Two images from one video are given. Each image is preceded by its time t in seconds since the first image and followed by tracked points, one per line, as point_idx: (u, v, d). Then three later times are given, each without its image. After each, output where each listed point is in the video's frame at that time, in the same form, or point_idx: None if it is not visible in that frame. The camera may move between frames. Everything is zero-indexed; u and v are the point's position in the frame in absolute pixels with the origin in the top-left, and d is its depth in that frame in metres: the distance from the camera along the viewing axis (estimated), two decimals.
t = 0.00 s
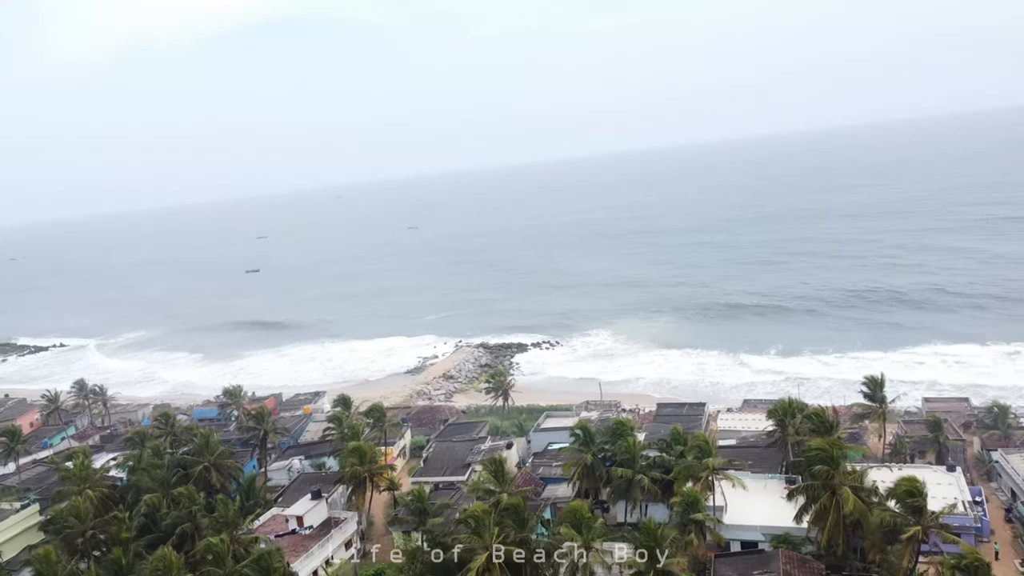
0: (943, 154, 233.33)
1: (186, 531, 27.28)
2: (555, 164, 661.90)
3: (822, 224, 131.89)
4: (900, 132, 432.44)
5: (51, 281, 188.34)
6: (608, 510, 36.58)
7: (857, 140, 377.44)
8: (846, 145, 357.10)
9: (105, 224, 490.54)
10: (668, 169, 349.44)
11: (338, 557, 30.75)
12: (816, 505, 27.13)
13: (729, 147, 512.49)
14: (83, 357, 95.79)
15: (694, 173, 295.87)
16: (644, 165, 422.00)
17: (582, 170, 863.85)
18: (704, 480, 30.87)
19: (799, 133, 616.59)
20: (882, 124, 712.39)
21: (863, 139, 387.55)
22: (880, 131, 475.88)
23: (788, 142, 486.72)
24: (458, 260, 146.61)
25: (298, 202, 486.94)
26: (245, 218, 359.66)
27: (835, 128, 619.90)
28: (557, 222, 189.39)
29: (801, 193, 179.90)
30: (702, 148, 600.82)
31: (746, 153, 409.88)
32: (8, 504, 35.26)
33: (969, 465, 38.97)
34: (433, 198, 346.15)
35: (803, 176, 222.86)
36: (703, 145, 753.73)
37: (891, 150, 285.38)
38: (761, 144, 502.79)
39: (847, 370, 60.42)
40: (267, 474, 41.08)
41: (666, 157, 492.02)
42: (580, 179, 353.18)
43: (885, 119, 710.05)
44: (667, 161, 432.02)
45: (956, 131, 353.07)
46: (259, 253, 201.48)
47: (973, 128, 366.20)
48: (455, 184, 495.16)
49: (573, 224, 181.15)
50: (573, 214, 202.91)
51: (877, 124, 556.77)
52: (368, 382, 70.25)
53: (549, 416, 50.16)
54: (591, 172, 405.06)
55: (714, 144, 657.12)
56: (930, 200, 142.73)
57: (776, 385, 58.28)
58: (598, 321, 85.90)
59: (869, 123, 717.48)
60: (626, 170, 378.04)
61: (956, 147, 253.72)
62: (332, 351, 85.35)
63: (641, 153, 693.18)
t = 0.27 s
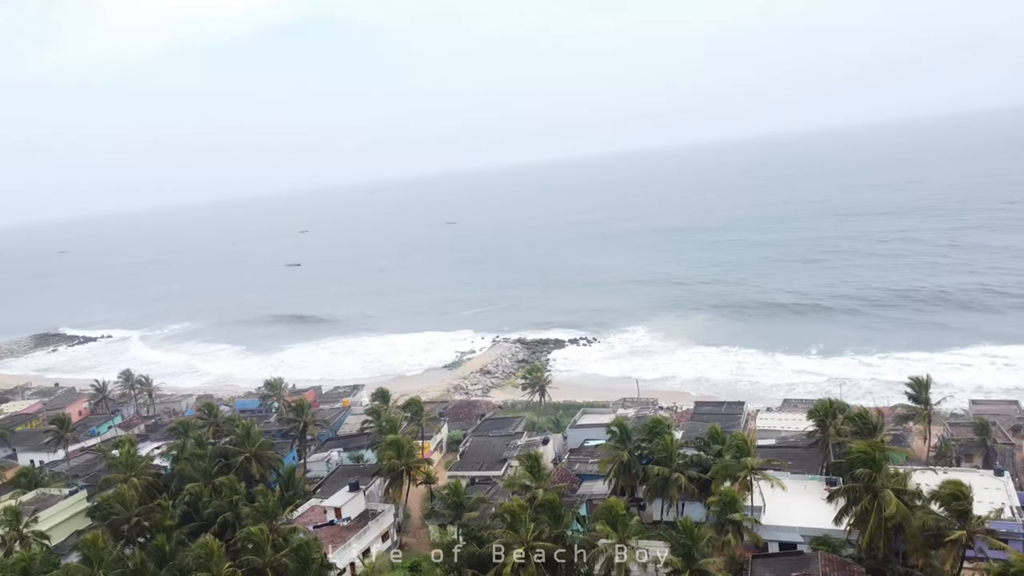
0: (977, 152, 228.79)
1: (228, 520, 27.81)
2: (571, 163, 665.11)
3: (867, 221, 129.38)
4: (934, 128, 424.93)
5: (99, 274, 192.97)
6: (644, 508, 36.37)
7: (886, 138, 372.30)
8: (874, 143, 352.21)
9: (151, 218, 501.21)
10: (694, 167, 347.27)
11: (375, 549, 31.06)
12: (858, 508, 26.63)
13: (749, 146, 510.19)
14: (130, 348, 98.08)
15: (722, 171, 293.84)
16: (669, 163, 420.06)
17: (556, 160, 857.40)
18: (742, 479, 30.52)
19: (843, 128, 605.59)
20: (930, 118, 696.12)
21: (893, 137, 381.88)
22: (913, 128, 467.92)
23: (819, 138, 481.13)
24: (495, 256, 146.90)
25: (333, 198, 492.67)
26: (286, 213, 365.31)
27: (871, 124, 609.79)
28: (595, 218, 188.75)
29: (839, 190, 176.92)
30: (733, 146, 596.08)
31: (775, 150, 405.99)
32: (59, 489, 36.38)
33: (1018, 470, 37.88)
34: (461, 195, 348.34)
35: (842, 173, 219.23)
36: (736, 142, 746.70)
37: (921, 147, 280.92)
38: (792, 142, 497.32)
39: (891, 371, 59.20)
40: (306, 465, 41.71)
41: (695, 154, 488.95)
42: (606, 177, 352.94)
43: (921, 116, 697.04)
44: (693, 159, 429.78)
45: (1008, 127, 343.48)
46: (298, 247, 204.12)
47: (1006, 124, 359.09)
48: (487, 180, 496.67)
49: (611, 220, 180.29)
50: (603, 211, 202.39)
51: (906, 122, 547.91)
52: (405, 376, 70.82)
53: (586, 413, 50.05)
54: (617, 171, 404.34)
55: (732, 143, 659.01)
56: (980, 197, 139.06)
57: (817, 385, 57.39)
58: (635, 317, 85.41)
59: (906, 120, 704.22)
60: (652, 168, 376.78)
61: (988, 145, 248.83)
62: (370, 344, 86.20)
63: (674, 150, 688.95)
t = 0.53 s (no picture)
0: (981, 152, 227.98)
1: (259, 512, 28.18)
2: (565, 163, 664.72)
3: (903, 219, 127.31)
4: (934, 129, 423.33)
5: (129, 269, 195.63)
6: (672, 507, 36.18)
7: (881, 139, 371.75)
8: (869, 143, 351.65)
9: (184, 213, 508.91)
10: (691, 168, 347.60)
11: (404, 542, 31.31)
12: (890, 510, 26.25)
13: (767, 144, 508.14)
14: (163, 342, 99.55)
15: (721, 171, 294.03)
16: (668, 162, 420.76)
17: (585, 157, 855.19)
18: (772, 480, 30.24)
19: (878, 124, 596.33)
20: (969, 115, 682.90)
21: (890, 138, 381.09)
22: (913, 128, 465.79)
23: (820, 139, 479.66)
24: (524, 252, 147.10)
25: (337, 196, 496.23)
26: (286, 212, 367.90)
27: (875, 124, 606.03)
28: (625, 214, 188.02)
29: (860, 188, 175.37)
30: (739, 145, 594.65)
31: (778, 150, 405.05)
32: (95, 479, 37.16)
33: None
34: (462, 194, 349.98)
35: (862, 171, 217.30)
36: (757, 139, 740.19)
37: (914, 148, 280.86)
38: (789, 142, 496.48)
39: (926, 372, 58.31)
40: (336, 459, 42.18)
41: (693, 154, 488.69)
42: (601, 177, 353.83)
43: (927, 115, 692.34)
44: (693, 159, 430.20)
45: None
46: (325, 243, 205.64)
47: (1001, 126, 357.99)
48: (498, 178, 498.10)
49: (641, 217, 179.37)
50: (610, 210, 202.18)
51: (908, 123, 544.51)
52: (434, 371, 71.11)
53: (614, 410, 49.89)
54: (613, 171, 404.54)
55: (748, 141, 654.66)
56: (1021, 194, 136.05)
57: (850, 386, 56.68)
58: (665, 315, 84.90)
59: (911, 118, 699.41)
60: (648, 169, 377.23)
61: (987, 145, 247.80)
62: (400, 339, 86.74)
63: (682, 149, 687.29)
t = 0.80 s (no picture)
0: (983, 152, 226.61)
1: (283, 505, 28.45)
2: (561, 163, 663.47)
3: (931, 216, 125.64)
4: (934, 129, 420.79)
5: (152, 264, 197.54)
6: (695, 506, 36.03)
7: (894, 137, 368.40)
8: (867, 144, 349.60)
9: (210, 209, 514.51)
10: (689, 168, 346.46)
11: (426, 537, 31.47)
12: (916, 512, 25.95)
13: (793, 141, 503.51)
14: (189, 336, 100.76)
15: (719, 172, 292.71)
16: (663, 164, 418.91)
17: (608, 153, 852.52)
18: (796, 479, 29.96)
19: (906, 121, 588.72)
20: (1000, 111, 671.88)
21: (892, 137, 378.77)
22: (912, 129, 463.15)
23: (823, 139, 476.09)
24: (546, 249, 147.13)
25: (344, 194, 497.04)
26: (291, 211, 368.17)
27: (878, 125, 601.08)
28: (648, 211, 187.26)
29: (875, 186, 173.98)
30: (742, 145, 591.39)
31: (803, 147, 401.50)
32: (123, 470, 37.76)
33: None
34: (462, 193, 349.57)
35: (882, 168, 215.33)
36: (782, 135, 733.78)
37: (909, 149, 279.56)
38: (789, 143, 494.41)
39: (955, 372, 57.52)
40: (360, 453, 42.48)
41: (704, 153, 486.74)
42: (604, 177, 352.72)
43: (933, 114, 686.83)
44: (690, 160, 429.32)
45: None
46: (345, 239, 206.45)
47: (998, 127, 355.51)
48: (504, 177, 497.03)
49: (665, 214, 178.63)
50: (615, 210, 201.35)
51: (911, 124, 540.19)
52: (457, 367, 71.30)
53: (636, 407, 49.71)
54: (624, 170, 403.68)
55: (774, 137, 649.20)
56: None
57: (876, 385, 56.08)
58: (689, 312, 84.44)
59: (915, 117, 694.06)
60: (646, 170, 375.79)
61: (987, 145, 246.41)
62: (423, 335, 87.10)
63: (706, 146, 683.16)
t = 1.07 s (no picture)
0: (980, 152, 226.06)
1: (305, 499, 28.67)
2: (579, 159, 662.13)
3: (958, 214, 123.99)
4: (933, 129, 419.09)
5: (174, 260, 199.38)
6: (716, 505, 35.87)
7: (920, 133, 364.13)
8: (865, 143, 348.98)
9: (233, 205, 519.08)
10: (688, 167, 345.85)
11: (446, 533, 31.58)
12: (942, 514, 25.59)
13: (816, 138, 498.95)
14: (213, 331, 101.70)
15: (720, 171, 291.95)
16: (663, 163, 418.88)
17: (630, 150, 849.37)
18: (819, 479, 29.67)
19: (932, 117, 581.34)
20: None
21: (917, 134, 374.46)
22: (913, 128, 461.64)
23: (848, 136, 471.37)
24: (567, 246, 146.95)
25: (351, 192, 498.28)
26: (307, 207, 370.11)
27: (881, 125, 599.02)
28: (670, 209, 186.42)
29: (890, 185, 172.66)
30: (746, 143, 589.32)
31: (826, 144, 397.83)
32: (149, 462, 38.27)
33: None
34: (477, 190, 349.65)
35: (907, 165, 212.80)
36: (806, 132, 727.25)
37: (907, 148, 279.10)
38: (804, 140, 491.26)
39: (983, 373, 56.69)
40: (381, 448, 42.71)
41: (726, 150, 483.69)
42: (625, 174, 351.50)
43: (938, 113, 683.04)
44: (690, 159, 428.76)
45: None
46: (364, 236, 207.14)
47: (997, 127, 353.84)
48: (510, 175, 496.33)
49: (686, 211, 177.77)
50: (623, 208, 200.76)
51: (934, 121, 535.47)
52: (478, 363, 71.38)
53: (658, 405, 49.50)
54: (645, 167, 402.05)
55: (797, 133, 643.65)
56: None
57: (901, 386, 55.44)
58: (711, 311, 83.91)
59: (920, 116, 691.45)
60: (645, 169, 374.76)
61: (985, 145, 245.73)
62: (445, 331, 87.32)
63: (728, 143, 678.71)
